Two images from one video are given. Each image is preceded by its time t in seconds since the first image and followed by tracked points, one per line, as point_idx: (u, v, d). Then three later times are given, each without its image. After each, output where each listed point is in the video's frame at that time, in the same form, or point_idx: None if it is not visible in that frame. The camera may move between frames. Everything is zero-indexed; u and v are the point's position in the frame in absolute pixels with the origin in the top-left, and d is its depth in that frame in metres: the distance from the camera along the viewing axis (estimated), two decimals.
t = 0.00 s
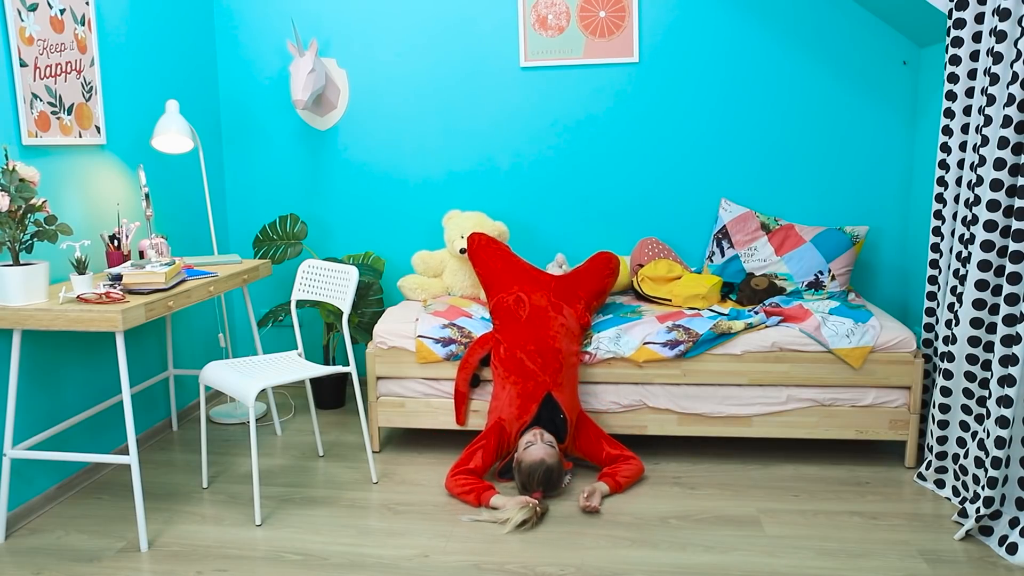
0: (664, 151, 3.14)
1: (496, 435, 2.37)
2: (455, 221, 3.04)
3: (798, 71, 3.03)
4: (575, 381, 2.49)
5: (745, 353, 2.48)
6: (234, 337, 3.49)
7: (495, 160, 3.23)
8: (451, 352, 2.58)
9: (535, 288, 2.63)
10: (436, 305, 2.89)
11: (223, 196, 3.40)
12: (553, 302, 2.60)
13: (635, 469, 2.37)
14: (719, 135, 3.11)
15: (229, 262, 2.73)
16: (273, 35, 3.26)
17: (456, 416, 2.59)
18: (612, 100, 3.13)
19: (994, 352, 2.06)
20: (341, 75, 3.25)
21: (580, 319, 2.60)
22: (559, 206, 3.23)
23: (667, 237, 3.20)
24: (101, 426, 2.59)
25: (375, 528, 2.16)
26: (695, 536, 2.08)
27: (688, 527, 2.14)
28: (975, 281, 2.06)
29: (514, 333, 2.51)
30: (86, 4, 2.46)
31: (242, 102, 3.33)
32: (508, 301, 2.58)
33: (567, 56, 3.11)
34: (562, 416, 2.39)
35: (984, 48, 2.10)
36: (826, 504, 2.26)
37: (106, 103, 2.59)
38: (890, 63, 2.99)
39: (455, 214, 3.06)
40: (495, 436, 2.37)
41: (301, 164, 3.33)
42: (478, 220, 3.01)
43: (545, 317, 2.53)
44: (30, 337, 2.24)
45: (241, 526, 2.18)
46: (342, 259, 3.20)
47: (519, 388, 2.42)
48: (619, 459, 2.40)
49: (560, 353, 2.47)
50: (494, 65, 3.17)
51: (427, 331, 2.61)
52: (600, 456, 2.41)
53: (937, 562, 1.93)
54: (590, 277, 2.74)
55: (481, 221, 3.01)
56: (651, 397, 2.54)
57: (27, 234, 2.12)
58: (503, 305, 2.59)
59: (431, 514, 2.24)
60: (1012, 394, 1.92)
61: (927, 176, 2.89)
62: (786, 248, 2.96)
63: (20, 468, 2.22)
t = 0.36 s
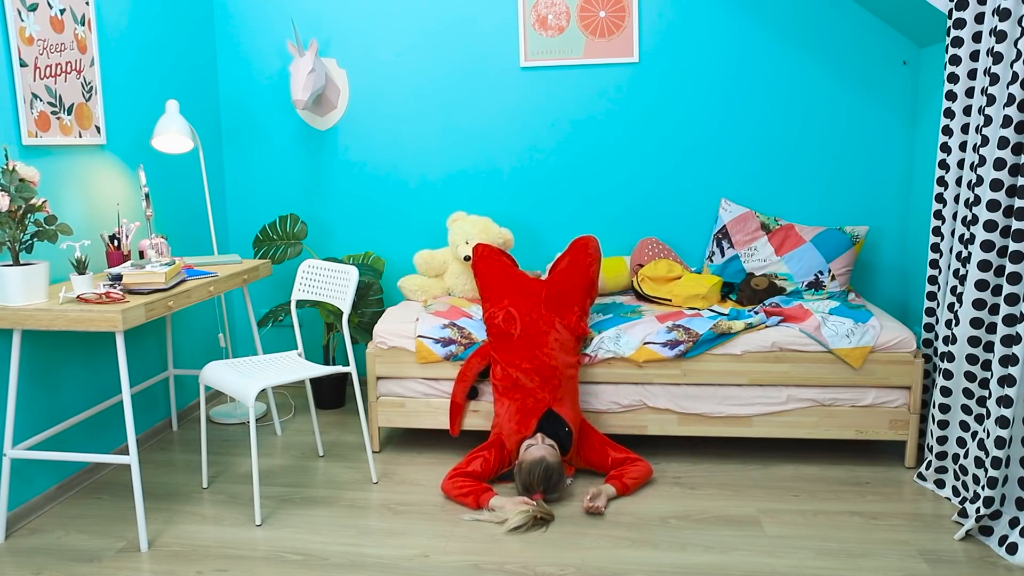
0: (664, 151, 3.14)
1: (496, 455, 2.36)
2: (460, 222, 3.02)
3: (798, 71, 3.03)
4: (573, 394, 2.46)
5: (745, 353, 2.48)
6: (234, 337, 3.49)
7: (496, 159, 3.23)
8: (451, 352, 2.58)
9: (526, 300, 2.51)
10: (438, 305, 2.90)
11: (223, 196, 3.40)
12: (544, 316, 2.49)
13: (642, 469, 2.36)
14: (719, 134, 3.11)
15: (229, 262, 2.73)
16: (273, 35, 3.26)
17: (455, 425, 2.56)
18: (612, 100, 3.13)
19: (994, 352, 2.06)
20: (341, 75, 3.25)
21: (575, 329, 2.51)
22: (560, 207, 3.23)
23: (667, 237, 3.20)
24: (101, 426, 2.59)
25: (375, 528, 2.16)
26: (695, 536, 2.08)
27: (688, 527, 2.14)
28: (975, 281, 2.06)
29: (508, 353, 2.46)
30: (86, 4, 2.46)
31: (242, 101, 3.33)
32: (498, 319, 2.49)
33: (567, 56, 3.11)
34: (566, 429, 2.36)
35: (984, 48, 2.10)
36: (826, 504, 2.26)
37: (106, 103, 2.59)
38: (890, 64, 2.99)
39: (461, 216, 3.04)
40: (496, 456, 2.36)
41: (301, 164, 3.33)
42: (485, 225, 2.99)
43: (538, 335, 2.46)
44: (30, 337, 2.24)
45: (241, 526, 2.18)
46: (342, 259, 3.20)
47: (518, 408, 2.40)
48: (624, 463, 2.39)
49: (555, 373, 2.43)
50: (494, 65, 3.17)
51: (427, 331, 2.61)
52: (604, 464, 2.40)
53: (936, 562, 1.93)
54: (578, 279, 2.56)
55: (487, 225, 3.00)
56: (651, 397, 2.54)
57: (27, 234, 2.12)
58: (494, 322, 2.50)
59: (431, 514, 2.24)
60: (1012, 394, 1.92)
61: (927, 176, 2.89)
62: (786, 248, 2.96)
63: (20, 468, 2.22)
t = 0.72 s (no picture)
0: (664, 151, 3.14)
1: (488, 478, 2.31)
2: (454, 233, 2.99)
3: (797, 71, 3.03)
4: (570, 417, 2.40)
5: (745, 353, 2.48)
6: (234, 337, 3.49)
7: (496, 159, 3.23)
8: (451, 352, 2.58)
9: (516, 326, 2.43)
10: (439, 305, 2.90)
11: (223, 196, 3.40)
12: (534, 343, 2.41)
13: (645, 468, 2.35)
14: (719, 135, 3.11)
15: (229, 262, 2.73)
16: (273, 35, 3.26)
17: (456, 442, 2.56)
18: (612, 100, 3.13)
19: (994, 352, 2.06)
20: (341, 75, 3.25)
21: (567, 354, 2.42)
22: (559, 207, 3.23)
23: (667, 237, 3.20)
24: (101, 426, 2.59)
25: (375, 528, 2.16)
26: (695, 536, 2.08)
27: (688, 527, 2.14)
28: (975, 281, 2.06)
29: (501, 381, 2.42)
30: (86, 4, 2.46)
31: (242, 101, 3.33)
32: (489, 346, 2.43)
33: (567, 56, 3.11)
34: (562, 445, 2.28)
35: (984, 48, 2.10)
36: (826, 504, 2.26)
37: (106, 103, 2.59)
38: (890, 64, 2.99)
39: (454, 226, 3.02)
40: (486, 476, 2.31)
41: (301, 164, 3.33)
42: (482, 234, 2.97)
43: (528, 363, 2.39)
44: (30, 337, 2.24)
45: (241, 526, 2.18)
46: (342, 259, 3.20)
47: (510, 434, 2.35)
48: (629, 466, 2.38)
49: (548, 401, 2.36)
50: (494, 66, 3.17)
51: (427, 331, 2.60)
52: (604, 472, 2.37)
53: (936, 562, 1.93)
54: (568, 300, 2.44)
55: (480, 234, 2.96)
56: (651, 397, 2.54)
57: (27, 234, 2.12)
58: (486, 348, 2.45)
59: (431, 514, 2.24)
60: (1012, 394, 1.92)
61: (927, 175, 2.89)
62: (786, 248, 2.96)
63: (20, 467, 2.22)
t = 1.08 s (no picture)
0: (664, 151, 3.14)
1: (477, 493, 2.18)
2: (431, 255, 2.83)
3: (797, 72, 3.03)
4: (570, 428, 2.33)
5: (745, 353, 2.48)
6: (234, 337, 3.49)
7: (495, 159, 3.23)
8: (451, 352, 2.58)
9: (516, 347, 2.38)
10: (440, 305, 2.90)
11: (223, 196, 3.40)
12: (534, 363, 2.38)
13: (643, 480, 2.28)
14: (719, 135, 3.11)
15: (229, 262, 2.73)
16: (273, 35, 3.26)
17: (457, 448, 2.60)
18: (612, 101, 3.13)
19: (994, 352, 2.06)
20: (341, 75, 3.25)
21: (566, 376, 2.40)
22: (559, 207, 3.23)
23: (667, 237, 3.20)
24: (100, 426, 2.58)
25: (375, 528, 2.16)
26: (695, 536, 2.08)
27: (688, 527, 2.14)
28: (975, 281, 2.06)
29: (499, 400, 2.38)
30: (86, 4, 2.46)
31: (242, 101, 3.33)
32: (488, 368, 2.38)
33: (567, 56, 3.11)
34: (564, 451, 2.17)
35: (984, 48, 2.10)
36: (826, 504, 2.26)
37: (106, 103, 2.59)
38: (891, 64, 2.99)
39: (426, 251, 2.81)
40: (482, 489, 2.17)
41: (301, 164, 3.33)
42: (457, 256, 2.78)
43: (528, 381, 2.34)
44: (30, 337, 2.24)
45: (242, 526, 2.18)
46: (342, 259, 3.20)
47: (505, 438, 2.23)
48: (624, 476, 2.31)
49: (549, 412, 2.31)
50: (494, 66, 3.17)
51: (427, 331, 2.60)
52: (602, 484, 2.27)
53: (936, 562, 1.93)
54: (567, 318, 2.42)
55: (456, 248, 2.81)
56: (651, 397, 2.54)
57: (27, 234, 2.12)
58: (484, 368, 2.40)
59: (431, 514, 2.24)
60: (1012, 394, 1.92)
61: (927, 175, 2.89)
62: (786, 248, 2.96)
63: (20, 467, 2.22)
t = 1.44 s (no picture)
0: (664, 151, 3.14)
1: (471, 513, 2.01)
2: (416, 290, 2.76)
3: (797, 72, 3.03)
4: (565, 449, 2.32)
5: (745, 353, 2.48)
6: (234, 337, 3.49)
7: (495, 160, 3.23)
8: (451, 352, 2.57)
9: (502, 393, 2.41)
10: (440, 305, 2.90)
11: (223, 196, 3.40)
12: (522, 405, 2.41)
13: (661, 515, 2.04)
14: (719, 135, 3.11)
15: (229, 262, 2.73)
16: (273, 35, 3.26)
17: (467, 448, 2.64)
18: (612, 101, 3.13)
19: (994, 352, 2.06)
20: (341, 75, 3.25)
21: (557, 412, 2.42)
22: (559, 207, 3.23)
23: (667, 237, 3.20)
24: (100, 426, 2.58)
25: (375, 528, 2.16)
26: (695, 536, 2.08)
27: (688, 527, 2.14)
28: (975, 281, 2.06)
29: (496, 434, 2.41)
30: (86, 4, 2.46)
31: (242, 100, 3.33)
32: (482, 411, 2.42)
33: (567, 56, 3.11)
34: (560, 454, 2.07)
35: (984, 48, 2.10)
36: (826, 504, 2.26)
37: (106, 103, 2.59)
38: (890, 64, 2.99)
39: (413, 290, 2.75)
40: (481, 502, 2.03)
41: (302, 164, 3.34)
42: (441, 297, 2.70)
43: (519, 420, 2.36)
44: (30, 337, 2.24)
45: (242, 526, 2.18)
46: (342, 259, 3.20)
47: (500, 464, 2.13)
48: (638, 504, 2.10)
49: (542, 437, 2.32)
50: (494, 66, 3.17)
51: (427, 331, 2.60)
52: (611, 511, 2.06)
53: (936, 562, 1.93)
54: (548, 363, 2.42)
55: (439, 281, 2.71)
56: (651, 397, 2.54)
57: (27, 234, 2.12)
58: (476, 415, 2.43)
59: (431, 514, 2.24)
60: (1012, 394, 1.92)
61: (927, 175, 2.89)
62: (786, 248, 2.96)
63: (20, 467, 2.22)
